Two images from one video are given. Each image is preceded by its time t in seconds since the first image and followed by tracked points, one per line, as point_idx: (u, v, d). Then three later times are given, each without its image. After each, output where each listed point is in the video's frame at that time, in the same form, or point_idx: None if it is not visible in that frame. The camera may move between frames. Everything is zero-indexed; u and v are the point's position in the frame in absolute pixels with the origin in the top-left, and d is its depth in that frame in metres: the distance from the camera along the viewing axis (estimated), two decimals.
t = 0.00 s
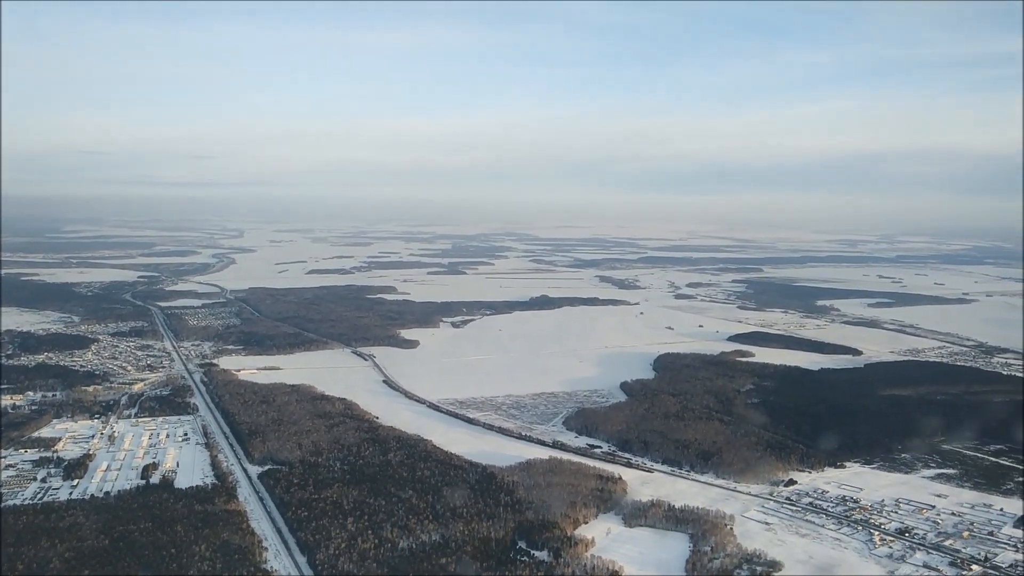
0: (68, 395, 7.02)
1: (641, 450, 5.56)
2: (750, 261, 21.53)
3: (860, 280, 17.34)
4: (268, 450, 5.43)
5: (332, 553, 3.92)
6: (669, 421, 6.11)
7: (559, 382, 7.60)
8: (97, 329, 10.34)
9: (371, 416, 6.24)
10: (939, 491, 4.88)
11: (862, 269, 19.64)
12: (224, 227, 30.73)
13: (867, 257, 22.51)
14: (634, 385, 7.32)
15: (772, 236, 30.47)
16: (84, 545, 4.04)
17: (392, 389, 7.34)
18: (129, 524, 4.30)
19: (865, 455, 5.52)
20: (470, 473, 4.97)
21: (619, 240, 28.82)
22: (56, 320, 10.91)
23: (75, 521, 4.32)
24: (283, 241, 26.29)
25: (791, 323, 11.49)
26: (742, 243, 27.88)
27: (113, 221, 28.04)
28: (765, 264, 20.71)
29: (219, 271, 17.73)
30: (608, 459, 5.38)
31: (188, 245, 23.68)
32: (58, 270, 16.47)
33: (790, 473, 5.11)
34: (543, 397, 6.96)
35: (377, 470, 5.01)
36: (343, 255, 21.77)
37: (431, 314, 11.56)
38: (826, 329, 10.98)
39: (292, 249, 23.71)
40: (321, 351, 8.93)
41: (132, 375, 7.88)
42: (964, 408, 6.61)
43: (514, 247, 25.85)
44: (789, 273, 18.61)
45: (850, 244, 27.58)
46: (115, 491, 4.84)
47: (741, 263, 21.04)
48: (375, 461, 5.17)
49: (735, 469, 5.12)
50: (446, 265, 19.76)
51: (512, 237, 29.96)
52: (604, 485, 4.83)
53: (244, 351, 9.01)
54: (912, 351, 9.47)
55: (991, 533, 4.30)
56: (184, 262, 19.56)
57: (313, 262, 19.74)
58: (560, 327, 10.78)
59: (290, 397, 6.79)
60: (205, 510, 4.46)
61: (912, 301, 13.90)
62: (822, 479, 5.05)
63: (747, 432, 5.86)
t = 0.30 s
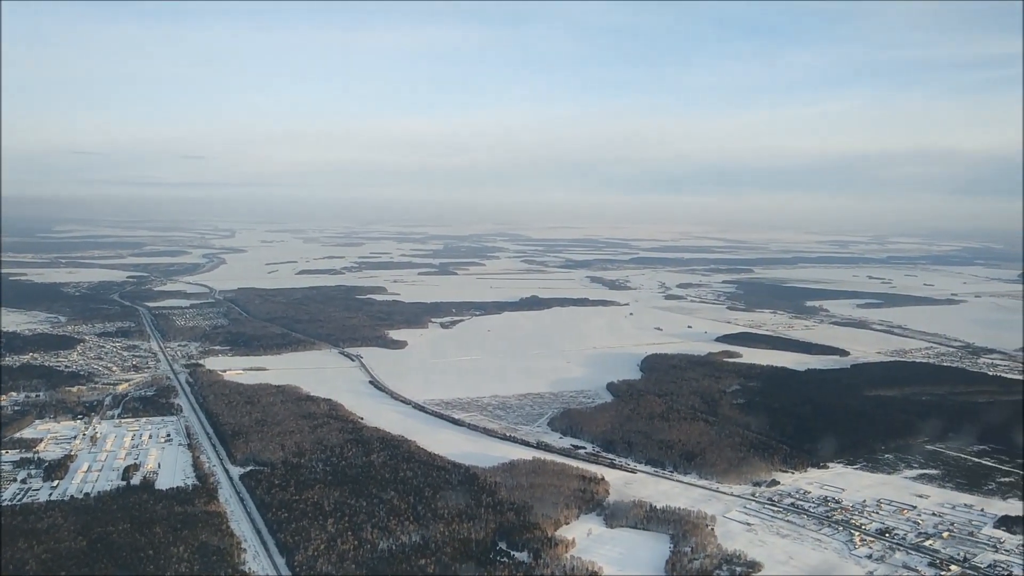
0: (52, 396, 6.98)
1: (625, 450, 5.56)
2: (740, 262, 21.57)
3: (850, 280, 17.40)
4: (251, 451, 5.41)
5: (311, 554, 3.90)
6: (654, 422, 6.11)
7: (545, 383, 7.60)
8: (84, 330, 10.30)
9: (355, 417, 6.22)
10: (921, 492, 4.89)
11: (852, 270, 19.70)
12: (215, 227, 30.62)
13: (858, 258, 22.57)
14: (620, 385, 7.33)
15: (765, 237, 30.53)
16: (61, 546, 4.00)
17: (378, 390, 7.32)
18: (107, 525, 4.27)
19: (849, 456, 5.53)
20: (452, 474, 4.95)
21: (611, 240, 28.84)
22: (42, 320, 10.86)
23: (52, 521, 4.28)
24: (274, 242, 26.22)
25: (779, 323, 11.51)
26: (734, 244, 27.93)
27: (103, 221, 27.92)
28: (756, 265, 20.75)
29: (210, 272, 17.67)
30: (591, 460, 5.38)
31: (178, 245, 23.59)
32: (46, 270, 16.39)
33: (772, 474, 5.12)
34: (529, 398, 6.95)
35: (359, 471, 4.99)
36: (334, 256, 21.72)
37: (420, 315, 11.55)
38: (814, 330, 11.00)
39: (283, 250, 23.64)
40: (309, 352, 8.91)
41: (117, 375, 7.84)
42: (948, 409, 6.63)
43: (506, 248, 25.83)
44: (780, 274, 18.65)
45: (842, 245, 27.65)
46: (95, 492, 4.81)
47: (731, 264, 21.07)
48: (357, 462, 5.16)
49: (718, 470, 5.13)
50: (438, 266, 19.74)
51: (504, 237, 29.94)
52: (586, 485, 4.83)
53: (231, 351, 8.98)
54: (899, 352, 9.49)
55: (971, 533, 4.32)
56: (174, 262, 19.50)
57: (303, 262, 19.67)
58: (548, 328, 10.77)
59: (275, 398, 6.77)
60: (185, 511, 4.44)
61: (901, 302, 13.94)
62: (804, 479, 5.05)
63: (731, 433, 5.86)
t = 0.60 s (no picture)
0: (35, 396, 6.93)
1: (609, 450, 5.56)
2: (731, 262, 21.60)
3: (840, 280, 17.45)
4: (233, 451, 5.39)
5: (290, 555, 3.89)
6: (639, 422, 6.11)
7: (532, 383, 7.59)
8: (70, 329, 10.24)
9: (340, 417, 6.20)
10: (902, 491, 4.91)
11: (843, 270, 19.75)
12: (207, 227, 30.51)
13: (849, 258, 22.63)
14: (606, 385, 7.33)
15: (757, 238, 30.58)
16: (39, 546, 3.97)
17: (364, 390, 7.30)
18: (86, 525, 4.24)
19: (832, 456, 5.54)
20: (435, 474, 4.93)
21: (603, 240, 28.86)
22: (29, 320, 10.80)
23: (31, 522, 4.25)
24: (266, 242, 26.14)
25: (768, 323, 11.53)
26: (727, 244, 27.98)
27: (93, 220, 27.80)
28: (747, 265, 20.78)
29: (200, 272, 17.61)
30: (575, 460, 5.37)
31: (169, 245, 23.50)
32: (35, 270, 16.30)
33: (755, 473, 5.12)
34: (515, 398, 6.95)
35: (342, 471, 4.97)
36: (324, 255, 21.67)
37: (409, 315, 11.53)
38: (803, 329, 11.03)
39: (274, 249, 23.57)
40: (296, 352, 8.89)
41: (102, 375, 7.81)
42: (933, 408, 6.66)
43: (498, 248, 25.78)
44: (770, 274, 18.68)
45: (833, 244, 27.73)
46: (75, 493, 4.78)
47: (722, 264, 21.07)
48: (340, 462, 5.14)
49: (702, 470, 5.13)
50: (429, 266, 19.71)
51: (496, 237, 29.94)
52: (569, 485, 4.82)
53: (218, 351, 8.95)
54: (886, 352, 9.52)
55: (951, 533, 4.32)
56: (165, 262, 19.42)
57: (294, 262, 19.61)
58: (538, 328, 10.77)
59: (260, 398, 6.74)
60: (164, 512, 4.42)
61: (890, 302, 13.98)
62: (787, 479, 5.06)
63: (716, 433, 5.87)
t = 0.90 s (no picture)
0: (19, 392, 6.89)
1: (594, 446, 5.56)
2: (723, 258, 21.62)
3: (830, 276, 17.50)
4: (216, 448, 5.37)
5: (270, 551, 3.87)
6: (624, 417, 6.11)
7: (519, 379, 7.59)
8: (57, 325, 10.18)
9: (325, 413, 6.19)
10: (884, 485, 4.93)
11: (834, 265, 19.80)
12: (198, 223, 30.40)
13: (840, 254, 22.69)
14: (593, 381, 7.33)
15: (749, 234, 30.61)
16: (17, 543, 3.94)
17: (351, 386, 7.28)
18: (65, 522, 4.21)
19: (816, 451, 5.56)
20: (418, 471, 4.92)
21: (595, 236, 28.86)
22: (15, 316, 10.73)
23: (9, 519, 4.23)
24: (257, 237, 26.06)
25: (757, 319, 11.55)
26: (719, 240, 28.03)
27: (84, 216, 27.67)
28: (739, 261, 20.81)
29: (189, 267, 17.54)
30: (559, 456, 5.37)
31: (159, 241, 23.41)
32: (23, 265, 16.20)
33: (739, 469, 5.14)
34: (502, 394, 6.95)
35: (325, 467, 4.96)
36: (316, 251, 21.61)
37: (398, 311, 11.51)
38: (792, 325, 11.04)
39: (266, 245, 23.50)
40: (283, 348, 8.86)
41: (88, 371, 7.77)
42: (918, 403, 6.68)
43: (490, 243, 25.76)
44: (761, 270, 18.70)
45: (825, 240, 27.79)
46: (56, 489, 4.75)
47: (714, 260, 21.09)
48: (323, 458, 5.12)
49: (685, 465, 5.13)
50: (420, 262, 19.68)
51: (489, 233, 29.93)
52: (552, 481, 4.82)
53: (205, 347, 8.92)
54: (873, 347, 9.55)
55: (931, 527, 4.34)
56: (155, 257, 19.33)
57: (284, 258, 19.56)
58: (527, 323, 10.76)
59: (245, 394, 6.72)
60: (145, 509, 4.39)
61: (880, 297, 14.02)
62: (770, 474, 5.07)
63: (701, 428, 5.88)
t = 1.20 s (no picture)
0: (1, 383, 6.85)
1: (578, 437, 5.55)
2: (714, 249, 21.62)
3: (820, 267, 17.52)
4: (198, 439, 5.34)
5: (249, 543, 3.85)
6: (609, 408, 6.11)
7: (506, 370, 7.58)
8: (42, 316, 10.11)
9: (309, 404, 6.17)
10: (866, 475, 4.94)
11: (825, 256, 19.82)
12: (188, 213, 30.23)
13: (831, 245, 22.71)
14: (579, 371, 7.33)
15: (741, 224, 30.63)
16: None
17: (336, 377, 7.26)
18: (43, 513, 4.18)
19: (800, 441, 5.57)
20: (400, 462, 4.91)
21: (587, 227, 28.83)
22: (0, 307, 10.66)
23: None
24: (247, 228, 25.94)
25: (746, 310, 11.57)
26: (711, 231, 28.02)
27: (73, 207, 27.48)
28: (730, 252, 20.81)
29: (178, 258, 17.46)
30: (543, 446, 5.37)
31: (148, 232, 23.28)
32: (9, 255, 16.09)
33: (722, 459, 5.14)
34: (488, 385, 6.94)
35: (307, 458, 4.94)
36: (306, 242, 21.53)
37: (387, 302, 11.48)
38: (780, 316, 11.06)
39: (256, 236, 23.40)
40: (270, 339, 8.83)
41: (72, 362, 7.72)
42: (903, 393, 6.70)
43: (482, 234, 25.70)
44: (752, 261, 18.71)
45: (817, 231, 27.81)
46: (35, 481, 4.72)
47: (705, 251, 21.08)
48: (306, 449, 5.11)
49: (668, 455, 5.14)
50: (410, 252, 19.62)
51: (480, 224, 29.87)
52: (535, 471, 4.82)
53: (191, 338, 8.88)
54: (861, 337, 9.56)
55: (911, 517, 4.36)
56: (143, 248, 19.22)
57: (274, 249, 19.48)
58: (515, 314, 10.75)
59: (229, 385, 6.69)
60: (124, 500, 4.37)
61: (869, 287, 14.05)
62: (753, 464, 5.08)
63: (685, 419, 5.88)
